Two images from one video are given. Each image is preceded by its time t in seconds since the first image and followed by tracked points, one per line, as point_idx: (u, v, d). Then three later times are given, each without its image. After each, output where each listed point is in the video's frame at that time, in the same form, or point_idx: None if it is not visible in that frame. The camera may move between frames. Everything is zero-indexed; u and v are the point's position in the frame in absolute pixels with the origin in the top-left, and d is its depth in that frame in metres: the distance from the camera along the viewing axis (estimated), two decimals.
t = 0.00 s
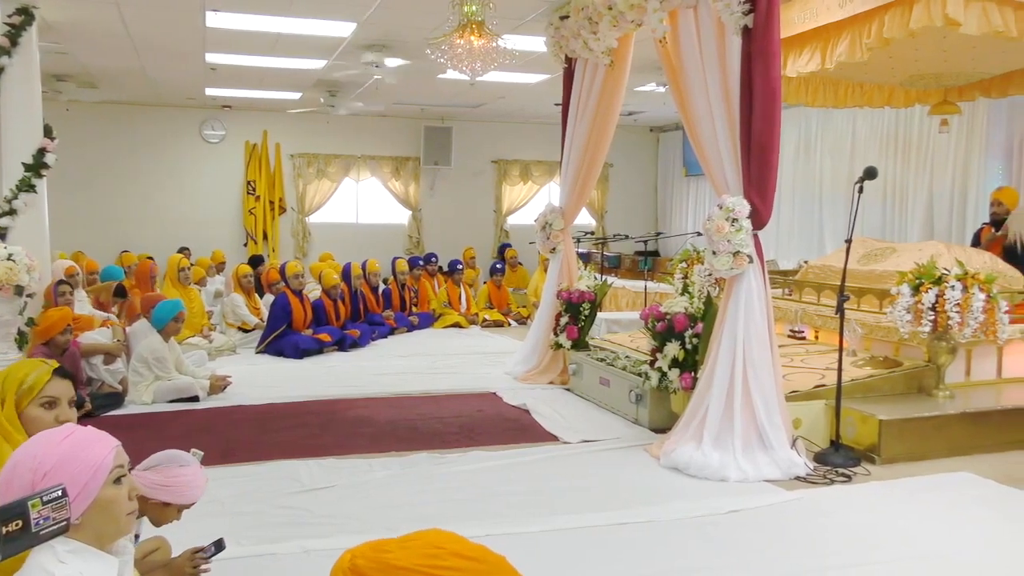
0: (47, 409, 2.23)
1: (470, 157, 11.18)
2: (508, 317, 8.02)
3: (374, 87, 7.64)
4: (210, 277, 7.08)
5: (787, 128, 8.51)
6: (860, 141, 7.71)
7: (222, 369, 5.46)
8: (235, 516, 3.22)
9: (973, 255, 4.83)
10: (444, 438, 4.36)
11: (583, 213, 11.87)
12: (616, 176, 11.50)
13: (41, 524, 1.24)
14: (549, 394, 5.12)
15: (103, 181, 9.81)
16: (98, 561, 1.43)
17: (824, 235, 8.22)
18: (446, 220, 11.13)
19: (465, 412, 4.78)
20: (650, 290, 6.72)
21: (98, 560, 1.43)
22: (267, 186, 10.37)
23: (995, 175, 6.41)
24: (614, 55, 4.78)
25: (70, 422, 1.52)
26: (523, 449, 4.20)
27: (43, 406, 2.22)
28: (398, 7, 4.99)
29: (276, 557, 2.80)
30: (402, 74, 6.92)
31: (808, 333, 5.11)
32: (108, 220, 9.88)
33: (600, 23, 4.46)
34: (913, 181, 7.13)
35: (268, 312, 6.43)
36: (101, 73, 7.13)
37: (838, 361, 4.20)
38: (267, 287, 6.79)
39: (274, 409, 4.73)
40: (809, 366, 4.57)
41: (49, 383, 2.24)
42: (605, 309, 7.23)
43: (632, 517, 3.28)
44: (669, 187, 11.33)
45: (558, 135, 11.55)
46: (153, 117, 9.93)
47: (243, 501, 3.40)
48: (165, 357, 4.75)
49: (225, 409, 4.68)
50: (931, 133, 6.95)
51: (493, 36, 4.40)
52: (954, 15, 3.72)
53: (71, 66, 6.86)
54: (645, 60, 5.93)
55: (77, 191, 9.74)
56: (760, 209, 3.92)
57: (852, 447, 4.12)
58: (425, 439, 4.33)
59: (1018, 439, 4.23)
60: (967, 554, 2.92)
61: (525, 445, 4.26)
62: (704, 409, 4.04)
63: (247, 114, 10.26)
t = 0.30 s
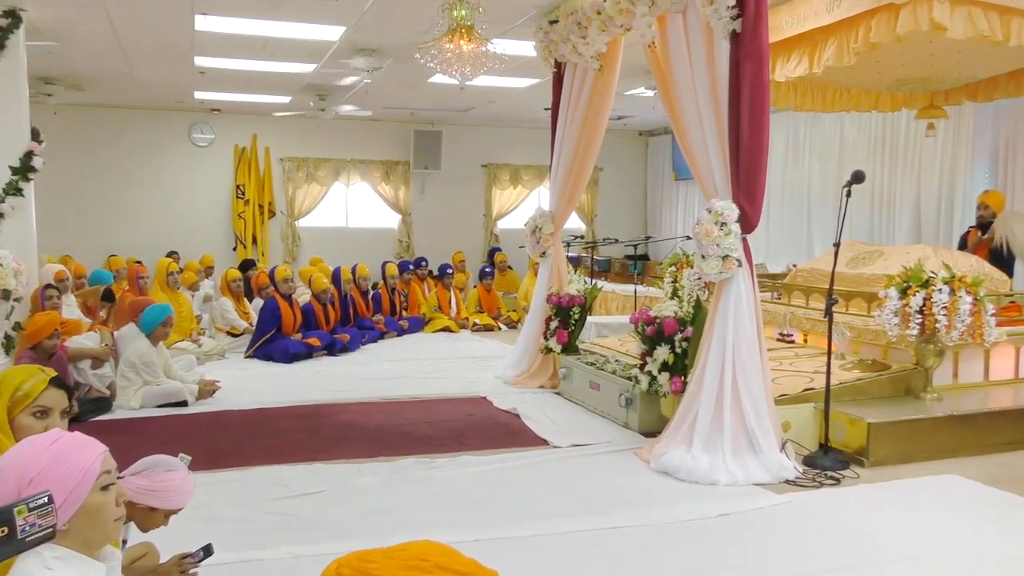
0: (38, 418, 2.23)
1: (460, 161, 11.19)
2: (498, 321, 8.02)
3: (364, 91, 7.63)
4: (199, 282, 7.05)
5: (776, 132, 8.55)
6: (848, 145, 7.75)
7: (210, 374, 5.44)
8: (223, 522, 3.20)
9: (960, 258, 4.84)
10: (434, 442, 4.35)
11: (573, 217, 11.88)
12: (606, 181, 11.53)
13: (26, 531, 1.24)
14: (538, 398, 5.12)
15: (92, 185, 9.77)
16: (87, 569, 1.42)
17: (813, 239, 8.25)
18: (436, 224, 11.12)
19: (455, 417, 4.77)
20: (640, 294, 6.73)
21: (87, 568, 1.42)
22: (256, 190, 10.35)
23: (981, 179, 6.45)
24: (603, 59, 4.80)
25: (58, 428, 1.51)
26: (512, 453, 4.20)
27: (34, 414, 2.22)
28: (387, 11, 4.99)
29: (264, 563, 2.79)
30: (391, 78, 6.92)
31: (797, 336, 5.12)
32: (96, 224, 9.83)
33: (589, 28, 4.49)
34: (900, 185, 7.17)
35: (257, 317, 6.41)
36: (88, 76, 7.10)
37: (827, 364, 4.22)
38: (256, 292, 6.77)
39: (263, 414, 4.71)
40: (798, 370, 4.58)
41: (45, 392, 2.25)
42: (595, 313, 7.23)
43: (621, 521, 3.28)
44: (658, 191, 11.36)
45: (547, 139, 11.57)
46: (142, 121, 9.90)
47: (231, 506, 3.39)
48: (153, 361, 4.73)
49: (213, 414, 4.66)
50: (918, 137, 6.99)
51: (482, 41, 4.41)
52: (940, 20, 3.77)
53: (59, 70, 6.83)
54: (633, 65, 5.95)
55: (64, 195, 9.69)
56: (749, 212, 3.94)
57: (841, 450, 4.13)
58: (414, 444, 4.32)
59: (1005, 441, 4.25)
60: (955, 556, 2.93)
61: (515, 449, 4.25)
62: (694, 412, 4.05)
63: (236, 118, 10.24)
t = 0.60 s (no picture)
0: (33, 429, 2.24)
1: (452, 170, 11.20)
2: (490, 330, 8.02)
3: (356, 100, 7.64)
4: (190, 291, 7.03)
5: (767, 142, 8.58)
6: (838, 154, 7.78)
7: (202, 384, 5.42)
8: (213, 532, 3.18)
9: (950, 267, 4.85)
10: (426, 452, 4.34)
11: (566, 225, 11.90)
12: (598, 190, 11.55)
13: (14, 543, 1.26)
14: (531, 407, 5.11)
15: (83, 194, 9.74)
16: None
17: (804, 247, 8.28)
18: (428, 233, 11.12)
19: (448, 426, 4.76)
20: (632, 303, 6.74)
21: None
22: (248, 199, 10.34)
23: (971, 188, 6.49)
24: (595, 69, 4.81)
25: (48, 439, 1.49)
26: (504, 462, 4.19)
27: (29, 425, 2.23)
28: (379, 21, 5.01)
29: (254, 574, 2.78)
30: (383, 88, 6.93)
31: (788, 345, 5.13)
32: (87, 233, 9.80)
33: (581, 39, 4.56)
34: (890, 194, 7.21)
35: (249, 326, 6.39)
36: (79, 85, 7.08)
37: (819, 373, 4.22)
38: (248, 301, 6.74)
39: (255, 424, 4.70)
40: (790, 379, 4.58)
41: (40, 403, 2.26)
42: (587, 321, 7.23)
43: (613, 530, 3.27)
44: (650, 200, 11.39)
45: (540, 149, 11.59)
46: (133, 130, 9.89)
47: (221, 517, 3.37)
48: (144, 371, 4.71)
49: (204, 424, 4.64)
50: (908, 146, 7.03)
51: (474, 50, 4.42)
52: (929, 31, 3.79)
53: (50, 79, 6.82)
54: (625, 75, 5.97)
55: (55, 204, 9.66)
56: (740, 222, 3.94)
57: (834, 458, 4.13)
58: (405, 453, 4.31)
59: (996, 449, 4.27)
60: (947, 565, 2.93)
61: (507, 459, 4.24)
62: (686, 421, 4.05)
63: (228, 127, 10.24)
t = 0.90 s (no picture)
0: (26, 440, 2.24)
1: (445, 179, 11.21)
2: (483, 338, 8.02)
3: (349, 109, 7.65)
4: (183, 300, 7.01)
5: (759, 151, 8.62)
6: (830, 163, 7.81)
7: (193, 393, 5.40)
8: (205, 542, 3.16)
9: (942, 276, 4.87)
10: (419, 460, 4.33)
11: (559, 234, 11.91)
12: (591, 198, 11.57)
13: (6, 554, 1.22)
14: (524, 415, 5.10)
15: (76, 202, 9.72)
16: None
17: (796, 256, 8.31)
18: (421, 241, 11.12)
19: (441, 434, 4.74)
20: (626, 311, 6.74)
21: None
22: (241, 207, 10.33)
23: (962, 197, 6.53)
24: (588, 78, 4.83)
25: (38, 448, 1.47)
26: (497, 471, 4.18)
27: (22, 437, 2.23)
28: (372, 30, 5.02)
29: None
30: (377, 96, 6.94)
31: (781, 354, 5.14)
32: (79, 241, 9.77)
33: (574, 47, 4.60)
34: (882, 203, 7.24)
35: (241, 335, 6.37)
36: (72, 94, 7.07)
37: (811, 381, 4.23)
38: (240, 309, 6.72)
39: (247, 433, 4.68)
40: (782, 387, 4.59)
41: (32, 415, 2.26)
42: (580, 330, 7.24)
43: (607, 539, 3.26)
44: (644, 208, 11.41)
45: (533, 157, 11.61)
46: (126, 138, 9.88)
47: (212, 527, 3.35)
48: (136, 380, 4.69)
49: (196, 433, 4.62)
50: (899, 156, 7.07)
51: (467, 59, 4.43)
52: (920, 41, 3.83)
53: (42, 87, 6.81)
54: (617, 84, 5.99)
55: (47, 211, 9.63)
56: (733, 231, 3.95)
57: (827, 467, 4.14)
58: (398, 462, 4.30)
59: (989, 457, 4.28)
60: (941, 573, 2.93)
61: (500, 468, 4.24)
62: (680, 429, 4.05)
63: (221, 135, 10.23)
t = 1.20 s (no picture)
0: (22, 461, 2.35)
1: (438, 184, 11.21)
2: (476, 343, 8.02)
3: (341, 114, 7.64)
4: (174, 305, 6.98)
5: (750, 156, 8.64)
6: (821, 169, 7.84)
7: (184, 399, 5.37)
8: (196, 549, 3.15)
9: (932, 281, 4.88)
10: (411, 466, 4.32)
11: (551, 239, 11.91)
12: (583, 203, 11.58)
13: None
14: (516, 421, 5.10)
15: (67, 206, 9.69)
16: None
17: (788, 261, 8.33)
18: (414, 246, 11.11)
19: (433, 440, 4.73)
20: (618, 316, 6.75)
21: None
22: (232, 212, 10.31)
23: (952, 202, 6.57)
24: (580, 83, 4.84)
25: (27, 454, 1.46)
26: (489, 476, 4.18)
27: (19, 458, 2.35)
28: (364, 35, 5.02)
29: None
30: (369, 102, 6.94)
31: (773, 359, 5.14)
32: (70, 246, 9.73)
33: (566, 53, 4.63)
34: (873, 209, 7.26)
35: (233, 340, 6.35)
36: (63, 98, 7.05)
37: (803, 386, 4.24)
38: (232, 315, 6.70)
39: (238, 438, 4.66)
40: (774, 392, 4.59)
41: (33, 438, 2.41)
42: (573, 335, 7.24)
43: (599, 544, 3.26)
44: (636, 213, 11.43)
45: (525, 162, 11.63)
46: (117, 143, 9.85)
47: (203, 533, 3.33)
48: (126, 386, 4.68)
49: (187, 439, 4.60)
50: (889, 161, 7.10)
51: (459, 65, 4.44)
52: (910, 47, 3.85)
53: (32, 92, 6.79)
54: (609, 90, 6.01)
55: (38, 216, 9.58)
56: (725, 236, 3.96)
57: (819, 471, 4.15)
58: (390, 467, 4.29)
59: (979, 461, 4.30)
60: None
61: (493, 473, 4.23)
62: (672, 434, 4.05)
63: (212, 140, 10.21)
